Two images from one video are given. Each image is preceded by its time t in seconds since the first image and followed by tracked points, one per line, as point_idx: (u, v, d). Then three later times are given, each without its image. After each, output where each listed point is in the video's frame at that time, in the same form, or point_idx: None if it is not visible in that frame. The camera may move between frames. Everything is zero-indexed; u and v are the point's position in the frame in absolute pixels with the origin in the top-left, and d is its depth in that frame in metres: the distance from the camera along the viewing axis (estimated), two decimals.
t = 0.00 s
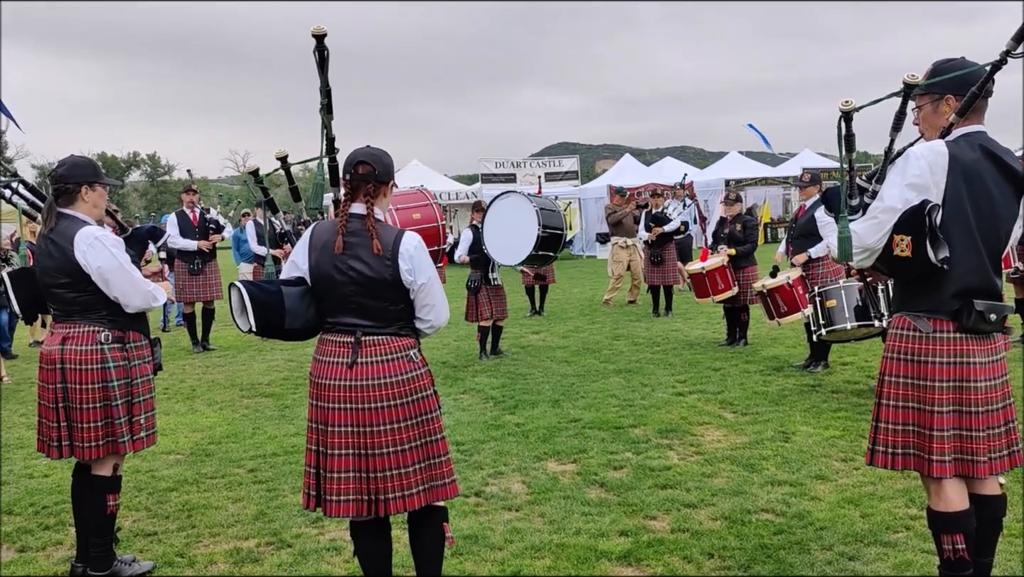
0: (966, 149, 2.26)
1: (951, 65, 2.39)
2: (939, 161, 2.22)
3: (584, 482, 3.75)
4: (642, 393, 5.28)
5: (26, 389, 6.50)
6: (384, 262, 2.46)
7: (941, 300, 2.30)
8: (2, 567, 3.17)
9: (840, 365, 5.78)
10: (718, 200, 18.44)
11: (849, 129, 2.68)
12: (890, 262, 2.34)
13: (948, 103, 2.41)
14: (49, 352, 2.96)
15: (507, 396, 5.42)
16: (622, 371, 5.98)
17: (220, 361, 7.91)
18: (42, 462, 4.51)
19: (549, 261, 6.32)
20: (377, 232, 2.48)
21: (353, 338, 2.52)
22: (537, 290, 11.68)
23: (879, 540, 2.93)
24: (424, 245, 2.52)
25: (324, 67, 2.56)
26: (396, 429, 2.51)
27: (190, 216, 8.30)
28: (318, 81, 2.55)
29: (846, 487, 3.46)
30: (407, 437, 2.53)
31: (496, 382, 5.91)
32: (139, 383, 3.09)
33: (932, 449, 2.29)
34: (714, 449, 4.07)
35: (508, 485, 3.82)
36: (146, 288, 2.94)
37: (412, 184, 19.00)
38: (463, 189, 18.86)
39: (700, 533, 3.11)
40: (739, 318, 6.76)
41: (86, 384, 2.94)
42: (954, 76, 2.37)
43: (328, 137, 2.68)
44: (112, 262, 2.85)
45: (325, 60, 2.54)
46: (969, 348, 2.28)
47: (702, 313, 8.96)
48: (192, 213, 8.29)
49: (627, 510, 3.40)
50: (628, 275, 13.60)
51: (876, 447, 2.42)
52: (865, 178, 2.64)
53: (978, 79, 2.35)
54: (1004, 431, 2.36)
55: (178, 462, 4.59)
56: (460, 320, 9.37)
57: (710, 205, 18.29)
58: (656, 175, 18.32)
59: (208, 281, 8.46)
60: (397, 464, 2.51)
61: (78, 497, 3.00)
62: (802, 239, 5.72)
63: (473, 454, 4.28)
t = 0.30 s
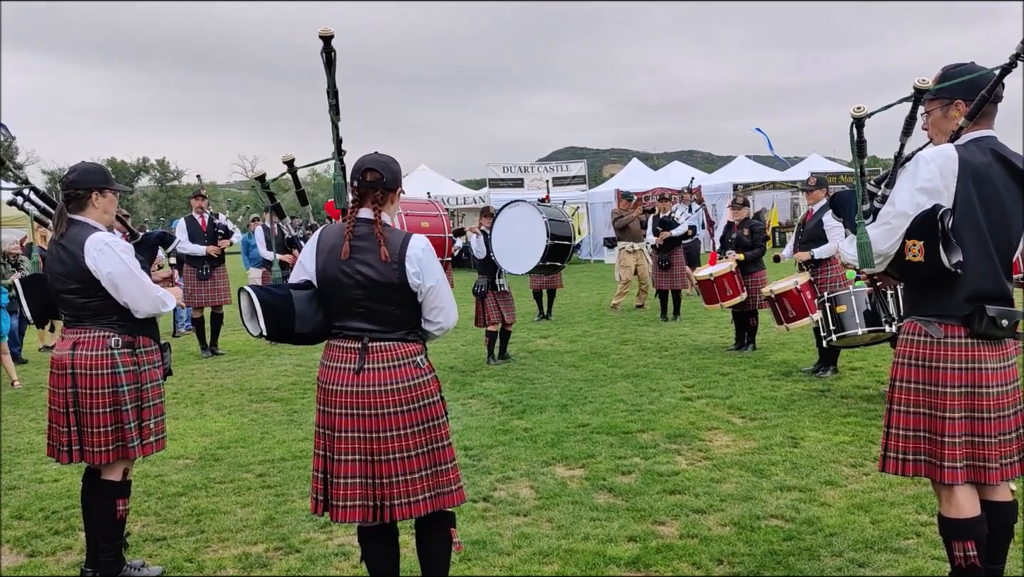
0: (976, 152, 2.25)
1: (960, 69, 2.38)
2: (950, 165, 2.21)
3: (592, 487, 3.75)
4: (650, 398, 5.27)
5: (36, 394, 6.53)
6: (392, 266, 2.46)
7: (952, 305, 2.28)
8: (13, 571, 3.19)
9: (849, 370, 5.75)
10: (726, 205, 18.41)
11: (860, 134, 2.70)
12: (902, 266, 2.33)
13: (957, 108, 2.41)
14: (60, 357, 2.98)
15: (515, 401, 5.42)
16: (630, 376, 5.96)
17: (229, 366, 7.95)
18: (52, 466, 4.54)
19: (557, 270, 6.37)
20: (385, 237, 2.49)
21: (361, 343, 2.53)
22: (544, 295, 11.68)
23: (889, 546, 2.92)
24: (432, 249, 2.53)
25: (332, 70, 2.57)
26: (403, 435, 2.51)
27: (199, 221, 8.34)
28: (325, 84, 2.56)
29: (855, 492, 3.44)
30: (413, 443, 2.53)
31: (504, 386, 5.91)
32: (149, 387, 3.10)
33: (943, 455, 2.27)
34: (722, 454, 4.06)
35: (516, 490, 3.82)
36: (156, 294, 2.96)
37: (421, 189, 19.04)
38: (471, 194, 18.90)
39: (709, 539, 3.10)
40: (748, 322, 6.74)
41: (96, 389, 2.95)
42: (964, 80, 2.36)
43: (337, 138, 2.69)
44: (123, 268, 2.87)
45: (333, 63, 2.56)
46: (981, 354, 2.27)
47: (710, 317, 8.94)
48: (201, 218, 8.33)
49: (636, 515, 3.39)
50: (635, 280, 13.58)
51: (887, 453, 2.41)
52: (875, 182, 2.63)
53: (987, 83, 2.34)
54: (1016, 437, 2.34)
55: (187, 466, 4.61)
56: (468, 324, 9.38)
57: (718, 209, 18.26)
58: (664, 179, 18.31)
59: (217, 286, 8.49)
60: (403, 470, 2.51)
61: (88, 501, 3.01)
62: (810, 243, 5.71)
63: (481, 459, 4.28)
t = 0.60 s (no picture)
0: (981, 152, 2.25)
1: (965, 68, 2.37)
2: (954, 165, 2.21)
3: (596, 489, 3.75)
4: (654, 399, 5.27)
5: (41, 395, 6.55)
6: (396, 269, 2.47)
7: (957, 304, 2.28)
8: (19, 572, 3.20)
9: (854, 371, 5.74)
10: (730, 206, 18.39)
11: (863, 132, 2.71)
12: (906, 266, 2.33)
13: (963, 107, 2.41)
14: (66, 357, 2.99)
15: (519, 402, 5.43)
16: (634, 377, 5.96)
17: (233, 366, 7.97)
18: (57, 467, 4.56)
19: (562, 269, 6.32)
20: (389, 239, 2.49)
21: (365, 345, 2.53)
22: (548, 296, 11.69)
23: (894, 548, 2.91)
24: (436, 251, 2.53)
25: (335, 74, 2.58)
26: (408, 436, 2.52)
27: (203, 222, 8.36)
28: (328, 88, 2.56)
29: (860, 493, 3.43)
30: (418, 444, 2.53)
31: (507, 387, 5.92)
32: (155, 388, 3.11)
33: (950, 455, 2.27)
34: (727, 456, 4.06)
35: (520, 491, 3.82)
36: (162, 295, 2.98)
37: (425, 189, 19.05)
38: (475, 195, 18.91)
39: (713, 540, 3.10)
40: (752, 323, 6.74)
41: (102, 390, 2.96)
42: (969, 80, 2.36)
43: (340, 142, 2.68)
44: (128, 269, 2.88)
45: (335, 67, 2.56)
46: (987, 354, 2.27)
47: (715, 318, 8.94)
48: (205, 219, 8.35)
49: (640, 517, 3.39)
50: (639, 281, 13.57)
51: (893, 454, 2.40)
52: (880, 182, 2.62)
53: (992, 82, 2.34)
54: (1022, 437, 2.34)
55: (192, 467, 4.62)
56: (472, 325, 9.39)
57: (722, 210, 18.24)
58: (668, 180, 18.30)
59: (221, 287, 8.51)
60: (408, 471, 2.51)
61: (94, 502, 3.02)
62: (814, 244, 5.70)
63: (485, 460, 4.28)
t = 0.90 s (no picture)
0: (980, 154, 2.25)
1: (963, 69, 2.38)
2: (954, 168, 2.21)
3: (596, 488, 3.75)
4: (654, 398, 5.27)
5: (41, 393, 6.55)
6: (396, 268, 2.47)
7: (956, 305, 2.28)
8: (18, 570, 3.21)
9: (854, 370, 5.74)
10: (730, 205, 18.39)
11: (862, 135, 2.71)
12: (905, 268, 2.34)
13: (961, 107, 2.41)
14: (67, 356, 2.99)
15: (519, 401, 5.43)
16: (634, 376, 5.96)
17: (233, 365, 7.97)
18: (56, 465, 4.56)
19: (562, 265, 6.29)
20: (389, 238, 2.49)
21: (366, 344, 2.53)
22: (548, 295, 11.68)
23: (894, 546, 2.92)
24: (436, 251, 2.53)
25: (334, 77, 2.58)
26: (408, 434, 2.52)
27: (203, 221, 8.36)
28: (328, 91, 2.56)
29: (859, 493, 3.44)
30: (418, 442, 2.54)
31: (507, 386, 5.92)
32: (155, 386, 3.11)
33: (950, 454, 2.27)
34: (727, 455, 4.06)
35: (520, 490, 3.82)
36: (162, 294, 2.98)
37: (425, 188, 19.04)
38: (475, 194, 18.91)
39: (713, 539, 3.10)
40: (752, 323, 6.75)
41: (103, 389, 2.97)
42: (967, 81, 2.36)
43: (338, 144, 2.69)
44: (128, 268, 2.88)
45: (335, 70, 2.56)
46: (986, 352, 2.26)
47: (715, 317, 8.94)
48: (205, 218, 8.34)
49: (640, 515, 3.39)
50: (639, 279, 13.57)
51: (894, 453, 2.40)
52: (879, 183, 2.62)
53: (991, 83, 2.34)
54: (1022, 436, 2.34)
55: (192, 465, 4.62)
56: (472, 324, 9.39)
57: (723, 209, 18.24)
58: (668, 179, 18.30)
59: (221, 286, 8.51)
60: (408, 470, 2.51)
61: (95, 500, 3.02)
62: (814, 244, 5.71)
63: (485, 459, 4.28)
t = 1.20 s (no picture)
0: (978, 154, 2.25)
1: (960, 69, 2.38)
2: (953, 169, 2.22)
3: (594, 486, 3.75)
4: (652, 397, 5.27)
5: (38, 390, 6.54)
6: (395, 266, 2.47)
7: (955, 305, 2.29)
8: (16, 567, 3.21)
9: (852, 369, 5.75)
10: (729, 204, 18.39)
11: (859, 136, 2.71)
12: (903, 268, 2.35)
13: (959, 108, 2.41)
14: (66, 353, 2.99)
15: (517, 399, 5.43)
16: (632, 375, 5.96)
17: (231, 363, 7.96)
18: (55, 463, 4.55)
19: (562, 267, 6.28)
20: (388, 235, 2.49)
21: (365, 341, 2.53)
22: (547, 293, 11.68)
23: (891, 545, 2.92)
24: (435, 249, 2.53)
25: (335, 76, 2.58)
26: (407, 432, 2.52)
27: (201, 218, 8.34)
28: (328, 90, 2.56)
29: (857, 491, 3.44)
30: (418, 440, 2.54)
31: (506, 384, 5.93)
32: (154, 384, 3.11)
33: (948, 452, 2.28)
34: (725, 453, 4.06)
35: (519, 488, 3.82)
36: (162, 291, 2.97)
37: (424, 185, 19.03)
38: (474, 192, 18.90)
39: (711, 537, 3.11)
40: (750, 322, 6.75)
41: (102, 386, 2.96)
42: (965, 81, 2.37)
43: (338, 143, 2.69)
44: (127, 265, 2.88)
45: (335, 69, 2.56)
46: (985, 351, 2.27)
47: (713, 316, 8.95)
48: (204, 215, 8.33)
49: (638, 514, 3.39)
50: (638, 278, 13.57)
51: (893, 451, 2.41)
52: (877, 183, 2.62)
53: (989, 84, 2.35)
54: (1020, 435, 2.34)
55: (190, 463, 4.62)
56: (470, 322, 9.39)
57: (721, 208, 18.25)
58: (667, 178, 18.30)
59: (219, 283, 8.50)
60: (407, 467, 2.51)
61: (93, 496, 3.02)
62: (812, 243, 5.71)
63: (483, 457, 4.28)
